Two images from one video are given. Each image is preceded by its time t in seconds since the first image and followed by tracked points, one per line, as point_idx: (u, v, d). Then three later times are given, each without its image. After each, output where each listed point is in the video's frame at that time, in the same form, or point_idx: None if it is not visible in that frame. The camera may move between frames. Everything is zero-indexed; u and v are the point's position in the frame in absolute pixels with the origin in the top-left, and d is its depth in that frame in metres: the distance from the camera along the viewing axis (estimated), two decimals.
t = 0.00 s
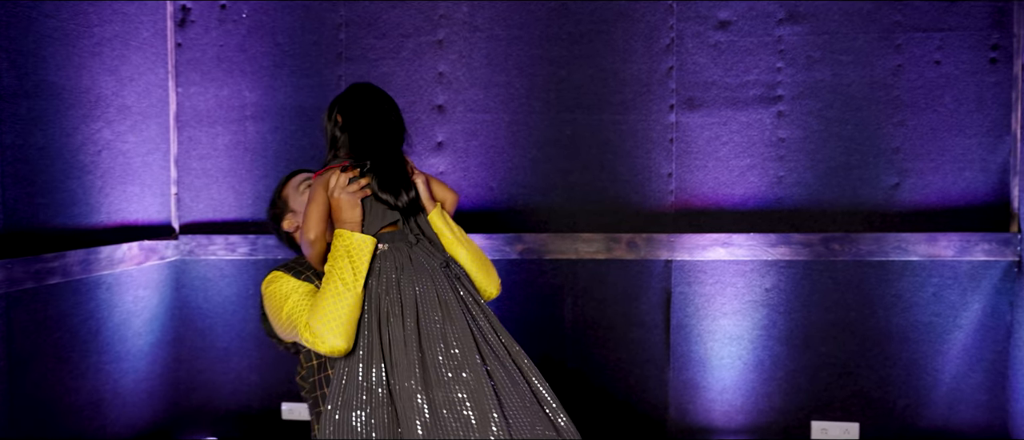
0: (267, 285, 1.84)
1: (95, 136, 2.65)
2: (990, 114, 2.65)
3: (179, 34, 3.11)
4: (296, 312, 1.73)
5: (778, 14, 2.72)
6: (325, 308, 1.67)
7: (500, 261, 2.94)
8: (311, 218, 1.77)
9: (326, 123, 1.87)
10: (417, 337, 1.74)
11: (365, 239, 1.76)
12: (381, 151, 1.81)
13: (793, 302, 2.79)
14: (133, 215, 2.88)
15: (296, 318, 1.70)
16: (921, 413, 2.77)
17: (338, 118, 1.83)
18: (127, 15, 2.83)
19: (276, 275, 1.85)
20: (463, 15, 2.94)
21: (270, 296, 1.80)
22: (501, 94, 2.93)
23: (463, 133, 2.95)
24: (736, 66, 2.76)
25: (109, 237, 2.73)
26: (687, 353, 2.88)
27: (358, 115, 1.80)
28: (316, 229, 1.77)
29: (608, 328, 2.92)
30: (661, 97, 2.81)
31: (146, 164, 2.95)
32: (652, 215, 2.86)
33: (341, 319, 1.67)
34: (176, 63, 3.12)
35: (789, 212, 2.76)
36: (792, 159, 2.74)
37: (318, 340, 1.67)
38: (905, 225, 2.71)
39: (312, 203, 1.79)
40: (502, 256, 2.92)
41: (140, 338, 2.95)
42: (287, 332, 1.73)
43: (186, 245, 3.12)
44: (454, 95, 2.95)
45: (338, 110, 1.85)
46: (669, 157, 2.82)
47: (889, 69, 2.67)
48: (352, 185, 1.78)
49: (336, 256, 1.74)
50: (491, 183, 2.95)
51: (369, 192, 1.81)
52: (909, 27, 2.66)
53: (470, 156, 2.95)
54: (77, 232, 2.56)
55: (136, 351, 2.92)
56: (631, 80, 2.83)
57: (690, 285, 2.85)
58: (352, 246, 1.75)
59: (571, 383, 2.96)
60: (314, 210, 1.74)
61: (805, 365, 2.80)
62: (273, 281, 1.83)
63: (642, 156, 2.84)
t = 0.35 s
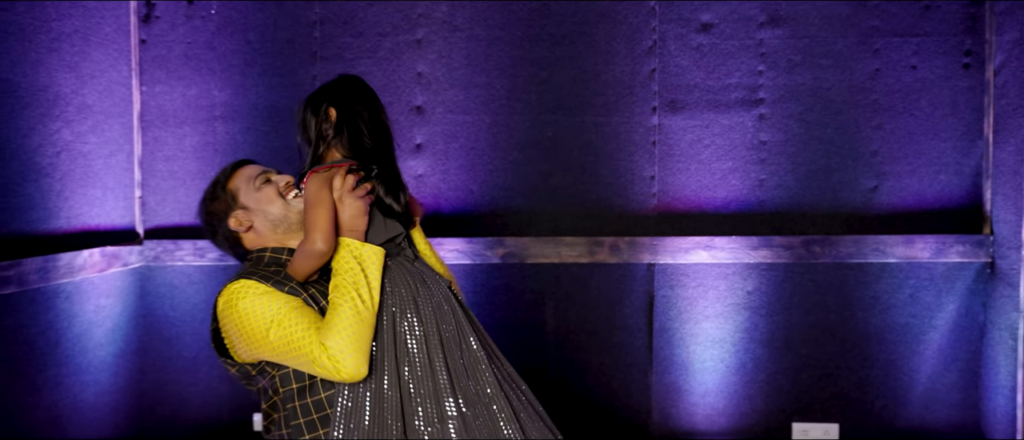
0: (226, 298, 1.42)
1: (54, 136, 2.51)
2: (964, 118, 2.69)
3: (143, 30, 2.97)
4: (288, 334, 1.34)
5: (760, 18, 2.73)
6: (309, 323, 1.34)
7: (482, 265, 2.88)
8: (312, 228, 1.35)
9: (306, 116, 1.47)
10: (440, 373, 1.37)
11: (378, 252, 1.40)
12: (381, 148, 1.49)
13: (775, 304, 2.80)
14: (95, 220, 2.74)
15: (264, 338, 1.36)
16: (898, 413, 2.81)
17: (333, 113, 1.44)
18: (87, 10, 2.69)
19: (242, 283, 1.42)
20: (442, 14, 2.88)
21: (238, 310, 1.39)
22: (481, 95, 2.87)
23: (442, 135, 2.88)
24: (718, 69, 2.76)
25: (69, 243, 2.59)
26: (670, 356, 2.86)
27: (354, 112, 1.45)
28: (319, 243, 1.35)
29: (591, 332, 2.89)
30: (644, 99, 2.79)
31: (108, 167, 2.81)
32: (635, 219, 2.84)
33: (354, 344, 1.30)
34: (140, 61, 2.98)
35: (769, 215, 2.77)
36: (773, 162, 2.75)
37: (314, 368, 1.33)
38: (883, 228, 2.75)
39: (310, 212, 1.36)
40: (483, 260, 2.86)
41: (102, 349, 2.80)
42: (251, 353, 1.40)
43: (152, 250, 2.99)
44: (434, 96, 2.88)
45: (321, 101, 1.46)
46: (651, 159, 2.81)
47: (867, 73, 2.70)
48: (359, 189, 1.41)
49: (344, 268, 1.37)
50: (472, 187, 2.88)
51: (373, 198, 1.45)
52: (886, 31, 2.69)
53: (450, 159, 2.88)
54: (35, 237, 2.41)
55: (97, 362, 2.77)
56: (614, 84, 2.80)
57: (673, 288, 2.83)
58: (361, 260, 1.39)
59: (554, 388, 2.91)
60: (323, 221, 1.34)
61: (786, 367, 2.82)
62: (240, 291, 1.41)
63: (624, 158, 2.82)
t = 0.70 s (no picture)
0: (221, 302, 1.38)
1: (13, 137, 2.38)
2: (937, 122, 2.75)
3: (107, 25, 2.85)
4: (301, 344, 1.34)
5: (740, 21, 2.74)
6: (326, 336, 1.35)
7: (463, 269, 2.83)
8: (339, 237, 1.34)
9: (313, 112, 1.44)
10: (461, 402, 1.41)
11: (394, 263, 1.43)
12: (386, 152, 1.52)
13: (756, 306, 2.81)
14: (57, 224, 2.61)
15: (272, 347, 1.35)
16: (876, 412, 2.85)
17: (345, 116, 1.44)
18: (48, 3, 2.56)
19: (238, 289, 1.39)
20: (422, 13, 2.82)
21: (240, 318, 1.36)
22: (462, 96, 2.82)
23: (423, 137, 2.82)
24: (700, 71, 2.76)
25: (29, 248, 2.46)
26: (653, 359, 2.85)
27: (368, 115, 1.47)
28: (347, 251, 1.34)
29: (574, 336, 2.86)
30: (626, 102, 2.78)
31: (71, 169, 2.69)
32: (618, 221, 2.83)
33: (379, 361, 1.33)
34: (105, 58, 2.85)
35: (751, 217, 2.79)
36: (755, 165, 2.77)
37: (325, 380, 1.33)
38: (860, 230, 2.79)
39: (335, 221, 1.34)
40: (465, 264, 2.80)
41: (65, 360, 2.67)
42: (249, 364, 1.37)
43: (118, 255, 2.87)
44: (414, 97, 2.82)
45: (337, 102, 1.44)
46: (634, 162, 2.80)
47: (844, 76, 2.74)
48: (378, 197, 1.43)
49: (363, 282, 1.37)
50: (453, 190, 2.83)
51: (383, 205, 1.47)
52: (863, 36, 2.73)
53: (430, 161, 2.82)
54: None
55: (59, 374, 2.64)
56: (597, 85, 2.79)
57: (656, 291, 2.83)
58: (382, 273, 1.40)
59: (536, 393, 2.88)
60: (354, 231, 1.33)
61: (768, 369, 2.83)
62: (239, 297, 1.38)
63: (607, 160, 2.80)
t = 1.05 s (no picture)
0: (248, 310, 1.24)
1: None
2: (913, 124, 2.81)
3: (72, 18, 2.72)
4: (340, 361, 1.26)
5: (723, 22, 2.76)
6: (365, 350, 1.27)
7: (448, 271, 2.78)
8: (376, 248, 1.35)
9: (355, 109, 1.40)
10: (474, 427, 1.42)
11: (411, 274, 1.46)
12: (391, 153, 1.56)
13: (739, 306, 2.83)
14: (19, 226, 2.47)
15: (305, 363, 1.25)
16: (855, 409, 2.89)
17: (379, 124, 1.46)
18: None
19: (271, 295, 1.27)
20: (404, 10, 2.76)
21: (272, 329, 1.24)
22: (445, 94, 2.77)
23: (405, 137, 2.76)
24: (684, 72, 2.77)
25: None
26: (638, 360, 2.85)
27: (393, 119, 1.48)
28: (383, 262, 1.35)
29: (560, 336, 2.84)
30: (611, 102, 2.77)
31: (34, 168, 2.56)
32: (602, 222, 2.81)
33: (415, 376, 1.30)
34: (69, 52, 2.73)
35: (733, 218, 2.80)
36: (737, 165, 2.79)
37: (363, 400, 1.26)
38: (839, 229, 2.83)
39: (370, 232, 1.35)
40: (449, 266, 2.76)
41: (28, 370, 2.52)
42: (273, 379, 1.26)
43: (84, 259, 2.75)
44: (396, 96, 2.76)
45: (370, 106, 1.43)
46: (618, 162, 2.79)
47: (824, 78, 2.77)
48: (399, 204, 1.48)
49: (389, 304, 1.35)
50: (437, 192, 2.78)
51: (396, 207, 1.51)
52: (842, 38, 2.77)
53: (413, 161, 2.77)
54: None
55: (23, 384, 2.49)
56: (581, 85, 2.77)
57: (640, 291, 2.82)
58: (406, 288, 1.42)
59: (520, 396, 2.85)
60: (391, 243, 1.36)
61: (750, 368, 2.85)
62: (269, 307, 1.25)
63: (592, 160, 2.79)
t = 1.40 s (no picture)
0: (288, 315, 1.14)
1: None
2: (889, 126, 2.87)
3: (37, 11, 2.61)
4: (380, 366, 1.19)
5: (706, 24, 2.78)
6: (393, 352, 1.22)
7: (432, 273, 2.74)
8: (399, 254, 1.48)
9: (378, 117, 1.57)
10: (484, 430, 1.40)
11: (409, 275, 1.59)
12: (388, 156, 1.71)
13: (721, 306, 2.85)
14: None
15: (343, 369, 1.17)
16: (833, 406, 2.94)
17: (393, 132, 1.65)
18: None
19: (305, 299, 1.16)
20: (387, 8, 2.72)
21: (313, 335, 1.15)
22: (429, 94, 2.74)
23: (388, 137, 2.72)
24: (668, 73, 2.78)
25: None
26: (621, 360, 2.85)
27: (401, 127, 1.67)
28: (405, 266, 1.48)
29: (545, 337, 2.82)
30: (595, 102, 2.77)
31: None
32: (587, 223, 2.81)
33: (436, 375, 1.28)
34: (34, 45, 2.61)
35: (715, 218, 2.83)
36: (720, 166, 2.81)
37: (395, 403, 1.20)
38: (818, 229, 2.88)
39: (392, 237, 1.48)
40: (433, 267, 2.72)
41: None
42: (310, 388, 1.17)
43: (50, 262, 2.63)
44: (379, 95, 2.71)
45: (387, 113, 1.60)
46: (603, 163, 2.79)
47: (804, 80, 2.82)
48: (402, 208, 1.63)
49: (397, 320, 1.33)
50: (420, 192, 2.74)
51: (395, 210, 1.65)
52: (822, 42, 2.82)
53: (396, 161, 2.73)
54: None
55: None
56: (566, 86, 2.76)
57: (625, 291, 2.82)
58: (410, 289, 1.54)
59: (505, 398, 2.82)
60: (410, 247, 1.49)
61: (733, 366, 2.88)
62: (309, 312, 1.15)
63: (577, 161, 2.78)
